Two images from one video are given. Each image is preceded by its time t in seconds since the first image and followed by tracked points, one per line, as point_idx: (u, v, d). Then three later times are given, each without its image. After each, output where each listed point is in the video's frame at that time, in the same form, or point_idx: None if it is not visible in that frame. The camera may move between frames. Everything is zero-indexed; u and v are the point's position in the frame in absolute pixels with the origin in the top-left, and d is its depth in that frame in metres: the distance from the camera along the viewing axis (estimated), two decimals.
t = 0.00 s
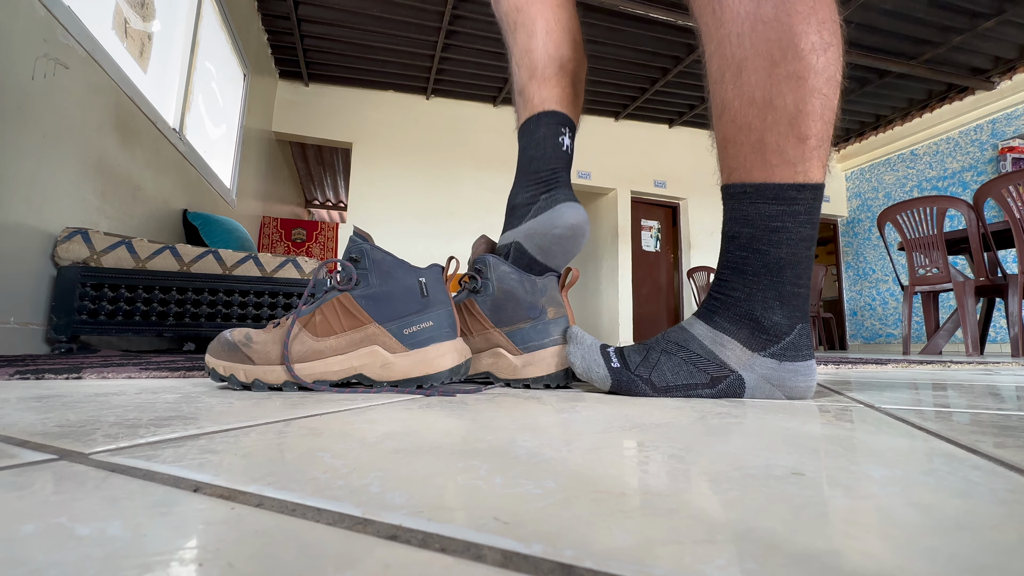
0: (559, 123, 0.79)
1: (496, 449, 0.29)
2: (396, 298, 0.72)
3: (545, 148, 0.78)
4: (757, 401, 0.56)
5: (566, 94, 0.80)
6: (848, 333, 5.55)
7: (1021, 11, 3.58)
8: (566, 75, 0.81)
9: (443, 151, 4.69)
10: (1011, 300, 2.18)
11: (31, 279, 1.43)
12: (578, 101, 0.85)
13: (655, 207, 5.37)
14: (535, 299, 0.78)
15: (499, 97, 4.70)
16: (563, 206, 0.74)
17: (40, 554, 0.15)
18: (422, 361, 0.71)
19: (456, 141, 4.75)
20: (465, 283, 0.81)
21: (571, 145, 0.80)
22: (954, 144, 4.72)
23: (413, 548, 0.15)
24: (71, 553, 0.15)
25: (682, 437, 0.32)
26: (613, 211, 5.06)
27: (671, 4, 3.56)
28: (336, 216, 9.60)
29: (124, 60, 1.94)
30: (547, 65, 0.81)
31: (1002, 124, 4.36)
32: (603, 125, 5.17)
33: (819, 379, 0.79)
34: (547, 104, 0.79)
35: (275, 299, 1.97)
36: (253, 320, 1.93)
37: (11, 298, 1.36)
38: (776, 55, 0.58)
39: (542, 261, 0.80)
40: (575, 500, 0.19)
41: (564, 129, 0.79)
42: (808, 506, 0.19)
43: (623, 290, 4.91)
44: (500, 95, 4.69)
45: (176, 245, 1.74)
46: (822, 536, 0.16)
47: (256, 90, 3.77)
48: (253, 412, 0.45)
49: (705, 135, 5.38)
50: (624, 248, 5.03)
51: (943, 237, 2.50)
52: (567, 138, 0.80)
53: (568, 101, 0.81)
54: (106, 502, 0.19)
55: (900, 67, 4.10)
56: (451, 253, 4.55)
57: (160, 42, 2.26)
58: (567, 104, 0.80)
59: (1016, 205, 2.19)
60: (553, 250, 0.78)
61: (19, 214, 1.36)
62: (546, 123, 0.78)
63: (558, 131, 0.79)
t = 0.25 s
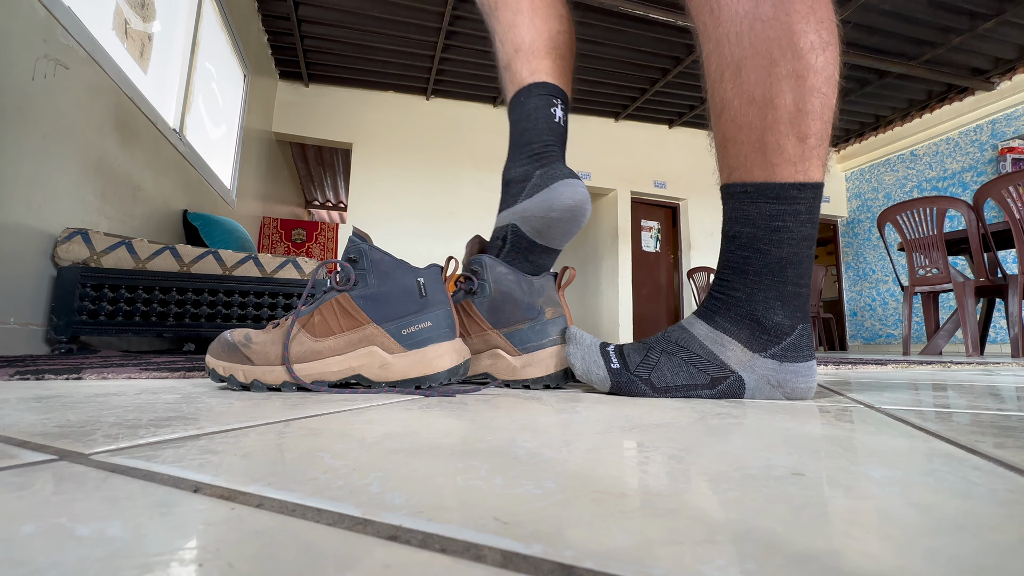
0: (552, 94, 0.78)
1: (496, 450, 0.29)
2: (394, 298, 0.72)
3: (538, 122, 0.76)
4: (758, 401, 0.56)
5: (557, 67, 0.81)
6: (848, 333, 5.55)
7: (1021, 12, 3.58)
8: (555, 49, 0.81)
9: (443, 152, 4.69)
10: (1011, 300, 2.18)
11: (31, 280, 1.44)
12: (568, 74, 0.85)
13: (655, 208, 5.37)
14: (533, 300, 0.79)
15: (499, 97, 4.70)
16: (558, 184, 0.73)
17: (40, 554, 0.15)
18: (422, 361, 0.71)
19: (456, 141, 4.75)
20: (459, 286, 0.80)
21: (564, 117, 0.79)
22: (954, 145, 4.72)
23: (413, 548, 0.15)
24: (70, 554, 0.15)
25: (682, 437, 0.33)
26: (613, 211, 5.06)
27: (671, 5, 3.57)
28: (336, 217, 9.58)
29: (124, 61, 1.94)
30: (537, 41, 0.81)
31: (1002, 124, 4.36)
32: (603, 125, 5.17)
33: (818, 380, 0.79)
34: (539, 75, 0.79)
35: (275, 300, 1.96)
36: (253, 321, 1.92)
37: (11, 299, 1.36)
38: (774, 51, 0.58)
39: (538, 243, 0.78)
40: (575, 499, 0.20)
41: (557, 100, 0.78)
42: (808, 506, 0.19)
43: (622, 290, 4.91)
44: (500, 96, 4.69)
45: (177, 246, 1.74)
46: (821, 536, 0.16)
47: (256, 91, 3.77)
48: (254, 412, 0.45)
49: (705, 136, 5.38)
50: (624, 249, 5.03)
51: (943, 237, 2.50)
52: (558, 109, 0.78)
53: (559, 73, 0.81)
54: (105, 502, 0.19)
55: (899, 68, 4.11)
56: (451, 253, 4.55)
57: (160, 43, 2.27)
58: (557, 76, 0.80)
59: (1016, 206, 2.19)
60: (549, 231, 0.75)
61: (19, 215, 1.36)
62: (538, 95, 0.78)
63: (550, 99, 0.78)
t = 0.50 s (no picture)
0: (505, 69, 0.65)
1: (496, 451, 0.29)
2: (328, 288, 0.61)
3: (486, 97, 0.63)
4: (758, 403, 0.56)
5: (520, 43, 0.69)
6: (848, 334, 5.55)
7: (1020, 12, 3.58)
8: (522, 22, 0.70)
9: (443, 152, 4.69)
10: (1011, 301, 2.17)
11: (31, 280, 1.44)
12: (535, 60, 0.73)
13: (655, 208, 5.37)
14: (481, 291, 0.65)
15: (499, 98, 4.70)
16: (491, 157, 0.60)
17: (37, 555, 0.15)
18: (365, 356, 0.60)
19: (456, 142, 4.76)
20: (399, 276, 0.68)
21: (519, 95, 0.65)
22: (953, 145, 4.73)
23: (413, 548, 0.15)
24: (70, 554, 0.15)
25: (682, 437, 0.33)
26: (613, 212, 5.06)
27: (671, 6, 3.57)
28: (336, 218, 9.58)
29: (124, 62, 1.94)
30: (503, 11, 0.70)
31: (1002, 125, 4.36)
32: (603, 126, 5.18)
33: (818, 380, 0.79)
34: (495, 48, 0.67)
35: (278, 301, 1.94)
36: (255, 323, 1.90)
37: (11, 299, 1.36)
38: (769, 51, 0.58)
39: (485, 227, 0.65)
40: (575, 500, 0.20)
41: (510, 76, 0.64)
42: (808, 507, 0.19)
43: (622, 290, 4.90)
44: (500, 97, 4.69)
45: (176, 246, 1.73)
46: (821, 537, 0.16)
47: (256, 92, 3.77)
48: (253, 413, 0.45)
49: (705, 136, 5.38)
50: (624, 249, 5.03)
51: (943, 238, 2.50)
52: (512, 87, 0.64)
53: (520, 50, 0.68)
54: (105, 503, 0.19)
55: (899, 69, 4.11)
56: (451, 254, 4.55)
57: (161, 44, 2.27)
58: (517, 52, 0.68)
59: (1015, 206, 2.19)
60: (491, 214, 0.63)
61: (19, 215, 1.36)
62: (488, 69, 0.65)
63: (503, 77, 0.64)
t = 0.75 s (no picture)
0: (438, 59, 0.62)
1: (495, 451, 0.29)
2: (182, 285, 0.56)
3: (402, 82, 0.61)
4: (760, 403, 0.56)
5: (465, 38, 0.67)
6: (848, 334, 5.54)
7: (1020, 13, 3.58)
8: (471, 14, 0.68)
9: (443, 153, 4.69)
10: (1010, 301, 2.17)
11: (31, 281, 1.44)
12: (479, 67, 0.70)
13: (655, 209, 5.37)
14: (346, 272, 0.58)
15: (499, 98, 4.69)
16: (369, 135, 0.55)
17: (39, 554, 0.15)
18: (197, 363, 0.52)
19: (456, 142, 4.75)
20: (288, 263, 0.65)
21: (441, 84, 0.61)
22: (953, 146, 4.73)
23: (414, 549, 0.15)
24: (70, 554, 0.15)
25: (682, 437, 0.33)
26: (613, 212, 5.06)
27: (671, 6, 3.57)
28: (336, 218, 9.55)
29: (123, 62, 1.94)
30: None
31: (1002, 126, 4.36)
32: (603, 126, 5.18)
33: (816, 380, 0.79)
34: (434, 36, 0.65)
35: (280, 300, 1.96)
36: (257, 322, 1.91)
37: (11, 299, 1.36)
38: (765, 51, 0.58)
39: (362, 210, 0.59)
40: (575, 500, 0.20)
41: (436, 63, 0.62)
42: (808, 507, 0.19)
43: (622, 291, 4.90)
44: (500, 97, 4.69)
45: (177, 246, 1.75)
46: (821, 538, 0.16)
47: (256, 92, 3.77)
48: (252, 414, 0.45)
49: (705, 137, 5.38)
50: (624, 250, 5.03)
51: (943, 239, 2.50)
52: (435, 74, 0.61)
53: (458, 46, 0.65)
54: (105, 504, 0.19)
55: (899, 70, 4.11)
56: (451, 254, 4.55)
57: (160, 44, 2.27)
58: (453, 42, 0.65)
59: (1015, 207, 2.19)
60: (372, 196, 0.57)
61: (19, 216, 1.36)
62: (418, 55, 0.62)
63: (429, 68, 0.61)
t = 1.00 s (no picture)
0: (369, 61, 0.65)
1: (493, 451, 0.29)
2: (65, 283, 0.58)
3: (332, 80, 0.64)
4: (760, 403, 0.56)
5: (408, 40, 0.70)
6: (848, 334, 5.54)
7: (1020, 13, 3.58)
8: (416, 16, 0.71)
9: (444, 153, 4.69)
10: (1011, 302, 2.17)
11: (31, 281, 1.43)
12: (423, 70, 0.72)
13: (655, 209, 5.38)
14: (238, 269, 0.63)
15: (499, 98, 4.69)
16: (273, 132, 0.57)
17: (40, 555, 0.15)
18: (83, 362, 0.56)
19: (457, 142, 4.75)
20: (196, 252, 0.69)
21: (367, 85, 0.64)
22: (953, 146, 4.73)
23: (414, 549, 0.15)
24: (70, 555, 0.15)
25: (682, 437, 0.33)
26: (613, 213, 5.06)
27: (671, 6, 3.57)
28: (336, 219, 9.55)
29: (123, 62, 1.94)
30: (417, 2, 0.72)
31: (1002, 126, 4.37)
32: (603, 126, 5.18)
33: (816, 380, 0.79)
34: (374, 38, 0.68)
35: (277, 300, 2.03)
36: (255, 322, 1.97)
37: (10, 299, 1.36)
38: (758, 51, 0.58)
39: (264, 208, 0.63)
40: (576, 501, 0.20)
41: (367, 65, 0.65)
42: (807, 507, 0.19)
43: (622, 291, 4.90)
44: (500, 97, 4.69)
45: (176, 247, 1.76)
46: (820, 538, 0.16)
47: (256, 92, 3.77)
48: (251, 414, 0.45)
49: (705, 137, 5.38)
50: (624, 250, 5.03)
51: (943, 239, 2.50)
52: (363, 74, 0.64)
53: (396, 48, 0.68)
54: (106, 503, 0.19)
55: (899, 70, 4.11)
56: (451, 255, 4.55)
57: (160, 44, 2.27)
58: (390, 43, 0.68)
59: (1015, 207, 2.19)
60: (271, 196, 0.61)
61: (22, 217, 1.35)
62: (354, 56, 0.66)
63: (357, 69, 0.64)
